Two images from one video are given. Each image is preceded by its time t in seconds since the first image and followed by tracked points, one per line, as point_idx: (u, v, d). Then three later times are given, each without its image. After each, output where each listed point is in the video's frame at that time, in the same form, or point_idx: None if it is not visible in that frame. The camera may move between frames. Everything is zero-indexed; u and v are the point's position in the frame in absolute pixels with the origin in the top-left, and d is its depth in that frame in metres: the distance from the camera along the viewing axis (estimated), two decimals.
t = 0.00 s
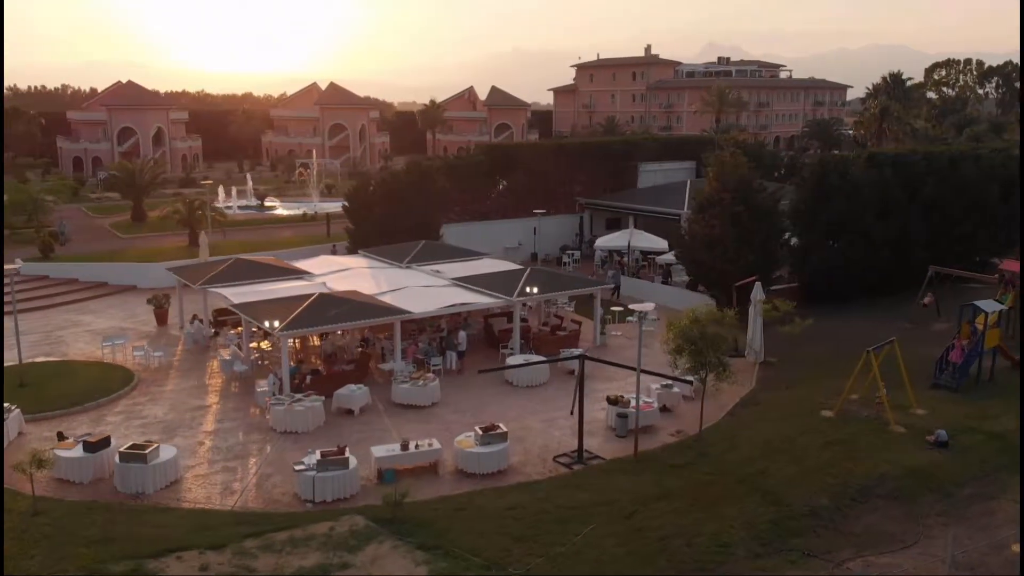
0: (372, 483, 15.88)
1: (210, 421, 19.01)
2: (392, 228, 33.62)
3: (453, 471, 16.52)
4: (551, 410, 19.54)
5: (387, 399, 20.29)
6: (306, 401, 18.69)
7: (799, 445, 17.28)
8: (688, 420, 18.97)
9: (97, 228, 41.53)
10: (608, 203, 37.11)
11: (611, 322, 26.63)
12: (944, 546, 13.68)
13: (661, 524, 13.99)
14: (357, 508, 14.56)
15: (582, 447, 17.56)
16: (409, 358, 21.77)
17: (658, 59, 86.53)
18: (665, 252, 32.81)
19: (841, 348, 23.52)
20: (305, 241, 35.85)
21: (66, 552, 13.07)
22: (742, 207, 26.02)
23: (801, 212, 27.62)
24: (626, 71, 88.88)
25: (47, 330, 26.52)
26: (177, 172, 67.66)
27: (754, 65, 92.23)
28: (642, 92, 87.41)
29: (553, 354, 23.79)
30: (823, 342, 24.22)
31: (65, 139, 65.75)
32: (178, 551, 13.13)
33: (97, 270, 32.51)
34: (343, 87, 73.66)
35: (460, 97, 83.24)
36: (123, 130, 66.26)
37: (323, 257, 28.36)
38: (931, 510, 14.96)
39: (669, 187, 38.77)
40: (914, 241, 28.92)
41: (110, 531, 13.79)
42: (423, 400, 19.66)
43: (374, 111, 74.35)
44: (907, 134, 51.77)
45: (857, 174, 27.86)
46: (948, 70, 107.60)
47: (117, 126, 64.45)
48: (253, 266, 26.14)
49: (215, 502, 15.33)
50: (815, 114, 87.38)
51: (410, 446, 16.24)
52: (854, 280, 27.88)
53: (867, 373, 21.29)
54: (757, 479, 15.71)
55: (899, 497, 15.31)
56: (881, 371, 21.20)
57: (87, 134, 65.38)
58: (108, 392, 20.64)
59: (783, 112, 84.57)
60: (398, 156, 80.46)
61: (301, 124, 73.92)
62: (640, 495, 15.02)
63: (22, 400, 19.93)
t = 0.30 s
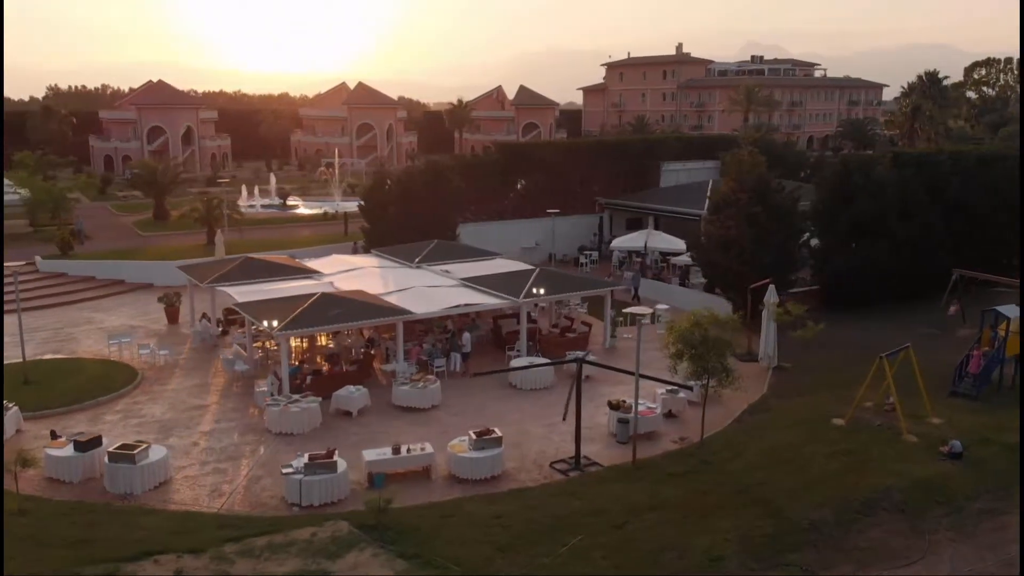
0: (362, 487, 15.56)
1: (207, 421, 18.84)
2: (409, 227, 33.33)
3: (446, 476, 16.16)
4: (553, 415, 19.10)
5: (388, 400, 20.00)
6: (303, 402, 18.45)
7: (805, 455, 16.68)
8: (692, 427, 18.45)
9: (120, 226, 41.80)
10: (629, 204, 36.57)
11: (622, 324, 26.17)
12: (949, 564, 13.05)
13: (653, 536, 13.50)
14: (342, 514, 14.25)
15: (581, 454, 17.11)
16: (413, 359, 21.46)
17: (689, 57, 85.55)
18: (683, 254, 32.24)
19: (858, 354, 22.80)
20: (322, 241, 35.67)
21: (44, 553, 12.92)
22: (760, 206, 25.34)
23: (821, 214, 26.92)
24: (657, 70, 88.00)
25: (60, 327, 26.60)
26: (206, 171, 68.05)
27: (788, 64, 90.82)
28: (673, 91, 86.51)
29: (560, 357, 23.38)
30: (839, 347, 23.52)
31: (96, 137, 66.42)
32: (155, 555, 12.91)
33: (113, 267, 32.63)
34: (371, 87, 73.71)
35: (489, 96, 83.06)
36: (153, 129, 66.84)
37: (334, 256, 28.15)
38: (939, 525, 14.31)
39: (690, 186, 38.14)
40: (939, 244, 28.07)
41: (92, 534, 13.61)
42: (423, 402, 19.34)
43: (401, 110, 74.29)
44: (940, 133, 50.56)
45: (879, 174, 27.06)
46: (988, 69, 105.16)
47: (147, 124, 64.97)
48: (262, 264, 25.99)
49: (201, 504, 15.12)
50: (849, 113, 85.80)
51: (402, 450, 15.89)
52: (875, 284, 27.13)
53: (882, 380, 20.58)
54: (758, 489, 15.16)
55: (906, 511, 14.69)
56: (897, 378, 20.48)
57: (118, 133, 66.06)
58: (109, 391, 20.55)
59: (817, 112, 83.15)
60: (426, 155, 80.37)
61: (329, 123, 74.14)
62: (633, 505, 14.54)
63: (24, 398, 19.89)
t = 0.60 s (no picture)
0: (348, 491, 15.27)
1: (201, 421, 18.66)
2: (422, 226, 33.01)
3: (435, 481, 15.81)
4: (551, 419, 18.69)
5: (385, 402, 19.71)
6: (296, 403, 18.20)
7: (807, 463, 16.11)
8: (692, 433, 17.95)
9: (138, 224, 42.00)
10: (645, 204, 36.09)
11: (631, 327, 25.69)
12: None
13: (640, 546, 13.04)
14: (323, 518, 13.95)
15: (575, 459, 16.68)
16: (412, 360, 21.17)
17: (717, 56, 84.60)
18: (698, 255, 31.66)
19: (872, 359, 22.13)
20: (336, 240, 35.48)
21: (18, 553, 12.74)
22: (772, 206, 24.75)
23: (837, 213, 26.23)
24: (684, 69, 87.18)
25: (68, 325, 26.65)
26: (231, 170, 68.38)
27: (818, 63, 89.51)
28: (700, 90, 85.62)
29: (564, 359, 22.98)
30: (853, 352, 22.85)
31: (123, 137, 67.02)
32: (129, 557, 12.68)
33: (126, 265, 32.71)
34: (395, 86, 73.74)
35: (514, 96, 82.74)
36: (179, 128, 67.32)
37: (341, 255, 27.92)
38: (943, 538, 13.69)
39: (709, 186, 37.52)
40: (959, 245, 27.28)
41: (69, 534, 13.43)
42: (419, 404, 19.01)
43: (426, 110, 74.21)
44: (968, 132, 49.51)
45: (898, 172, 26.35)
46: None
47: (173, 123, 65.41)
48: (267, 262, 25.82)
49: (185, 506, 14.90)
50: (881, 113, 84.35)
51: (389, 453, 15.58)
52: (892, 286, 26.41)
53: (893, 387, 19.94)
54: (754, 499, 14.63)
55: (908, 523, 14.08)
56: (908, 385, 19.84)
57: (144, 132, 66.63)
58: (108, 389, 20.47)
59: (848, 111, 81.79)
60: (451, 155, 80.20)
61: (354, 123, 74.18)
62: (623, 513, 14.09)
63: (22, 395, 19.86)
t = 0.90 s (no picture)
0: (331, 494, 15.02)
1: (192, 421, 18.52)
2: (432, 225, 32.75)
3: (420, 485, 15.50)
4: (545, 422, 18.32)
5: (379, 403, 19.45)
6: (286, 403, 18.01)
7: (804, 472, 15.60)
8: (688, 439, 17.50)
9: (155, 223, 42.16)
10: (659, 204, 35.61)
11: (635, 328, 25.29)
12: None
13: (620, 555, 12.63)
14: (301, 522, 13.70)
15: (566, 465, 16.29)
16: (409, 361, 20.92)
17: (743, 54, 83.59)
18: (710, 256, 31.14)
19: (881, 365, 21.51)
20: (346, 239, 35.33)
21: None
22: (781, 206, 24.21)
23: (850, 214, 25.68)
24: (710, 67, 86.28)
25: (74, 322, 26.69)
26: (253, 168, 68.69)
27: (847, 62, 88.16)
28: (726, 89, 84.66)
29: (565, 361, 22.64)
30: (862, 357, 22.23)
31: (148, 135, 67.59)
32: (99, 558, 12.50)
33: (137, 263, 32.78)
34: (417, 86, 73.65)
35: (537, 95, 82.37)
36: (202, 127, 67.69)
37: (347, 255, 27.76)
38: (940, 552, 13.13)
39: (726, 186, 36.93)
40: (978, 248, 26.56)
41: (44, 534, 13.29)
42: (412, 406, 18.72)
43: (448, 109, 74.08)
44: (994, 130, 48.43)
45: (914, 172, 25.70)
46: None
47: (196, 122, 65.83)
48: (270, 260, 25.69)
49: (165, 507, 14.72)
50: (910, 112, 82.90)
51: (373, 456, 15.31)
52: (908, 288, 25.75)
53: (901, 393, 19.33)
54: (743, 509, 14.17)
55: (905, 536, 13.54)
56: (916, 391, 19.23)
57: (168, 131, 67.07)
58: (104, 387, 20.41)
59: (877, 111, 80.41)
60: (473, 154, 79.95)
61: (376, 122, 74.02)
62: (606, 522, 13.69)
63: (18, 391, 19.86)
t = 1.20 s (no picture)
0: (312, 496, 14.78)
1: (183, 420, 18.39)
2: (441, 224, 32.49)
3: (403, 488, 15.23)
4: (538, 425, 17.95)
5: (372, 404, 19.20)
6: (276, 404, 17.84)
7: (799, 481, 15.12)
8: (683, 445, 17.08)
9: (170, 221, 42.31)
10: (672, 203, 35.15)
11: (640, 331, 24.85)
12: None
13: (598, 565, 12.26)
14: (277, 525, 13.48)
15: (555, 469, 15.92)
16: (404, 361, 20.69)
17: (770, 53, 82.54)
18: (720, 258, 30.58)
19: (889, 370, 20.90)
20: (356, 237, 35.16)
21: None
22: (790, 205, 23.61)
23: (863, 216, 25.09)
24: (735, 66, 85.30)
25: (79, 320, 26.75)
26: (275, 168, 68.85)
27: (876, 60, 86.74)
28: (752, 88, 83.61)
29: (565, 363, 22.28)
30: (871, 361, 21.63)
31: (171, 134, 68.05)
32: (69, 559, 12.35)
33: (148, 261, 32.85)
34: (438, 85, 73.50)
35: (560, 95, 81.96)
36: (224, 127, 67.93)
37: (352, 253, 27.55)
38: (934, 566, 12.61)
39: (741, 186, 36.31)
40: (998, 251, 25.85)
41: (18, 534, 13.18)
42: (404, 407, 18.47)
43: (469, 108, 73.86)
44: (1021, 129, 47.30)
45: (929, 172, 25.12)
46: None
47: (218, 122, 66.11)
48: (273, 258, 25.57)
49: (144, 508, 14.57)
50: (941, 112, 81.36)
51: (355, 459, 15.06)
52: (924, 292, 25.10)
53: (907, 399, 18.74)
54: (731, 519, 13.73)
55: (898, 549, 13.03)
56: (922, 398, 18.64)
57: (191, 130, 67.42)
58: (100, 384, 20.36)
59: (905, 110, 78.99)
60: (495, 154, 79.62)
61: (397, 122, 73.33)
62: (588, 530, 13.32)
63: (14, 388, 19.86)
